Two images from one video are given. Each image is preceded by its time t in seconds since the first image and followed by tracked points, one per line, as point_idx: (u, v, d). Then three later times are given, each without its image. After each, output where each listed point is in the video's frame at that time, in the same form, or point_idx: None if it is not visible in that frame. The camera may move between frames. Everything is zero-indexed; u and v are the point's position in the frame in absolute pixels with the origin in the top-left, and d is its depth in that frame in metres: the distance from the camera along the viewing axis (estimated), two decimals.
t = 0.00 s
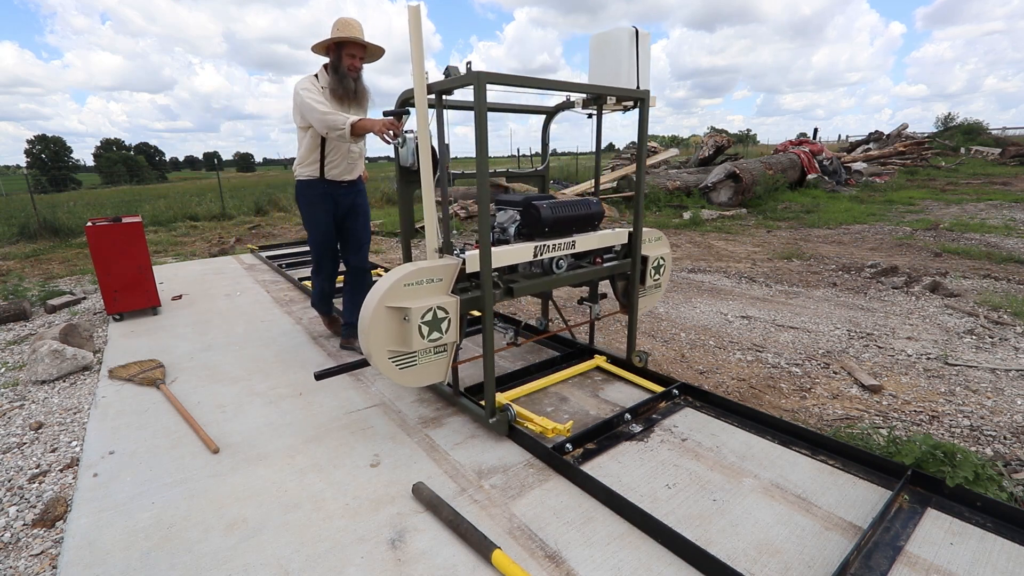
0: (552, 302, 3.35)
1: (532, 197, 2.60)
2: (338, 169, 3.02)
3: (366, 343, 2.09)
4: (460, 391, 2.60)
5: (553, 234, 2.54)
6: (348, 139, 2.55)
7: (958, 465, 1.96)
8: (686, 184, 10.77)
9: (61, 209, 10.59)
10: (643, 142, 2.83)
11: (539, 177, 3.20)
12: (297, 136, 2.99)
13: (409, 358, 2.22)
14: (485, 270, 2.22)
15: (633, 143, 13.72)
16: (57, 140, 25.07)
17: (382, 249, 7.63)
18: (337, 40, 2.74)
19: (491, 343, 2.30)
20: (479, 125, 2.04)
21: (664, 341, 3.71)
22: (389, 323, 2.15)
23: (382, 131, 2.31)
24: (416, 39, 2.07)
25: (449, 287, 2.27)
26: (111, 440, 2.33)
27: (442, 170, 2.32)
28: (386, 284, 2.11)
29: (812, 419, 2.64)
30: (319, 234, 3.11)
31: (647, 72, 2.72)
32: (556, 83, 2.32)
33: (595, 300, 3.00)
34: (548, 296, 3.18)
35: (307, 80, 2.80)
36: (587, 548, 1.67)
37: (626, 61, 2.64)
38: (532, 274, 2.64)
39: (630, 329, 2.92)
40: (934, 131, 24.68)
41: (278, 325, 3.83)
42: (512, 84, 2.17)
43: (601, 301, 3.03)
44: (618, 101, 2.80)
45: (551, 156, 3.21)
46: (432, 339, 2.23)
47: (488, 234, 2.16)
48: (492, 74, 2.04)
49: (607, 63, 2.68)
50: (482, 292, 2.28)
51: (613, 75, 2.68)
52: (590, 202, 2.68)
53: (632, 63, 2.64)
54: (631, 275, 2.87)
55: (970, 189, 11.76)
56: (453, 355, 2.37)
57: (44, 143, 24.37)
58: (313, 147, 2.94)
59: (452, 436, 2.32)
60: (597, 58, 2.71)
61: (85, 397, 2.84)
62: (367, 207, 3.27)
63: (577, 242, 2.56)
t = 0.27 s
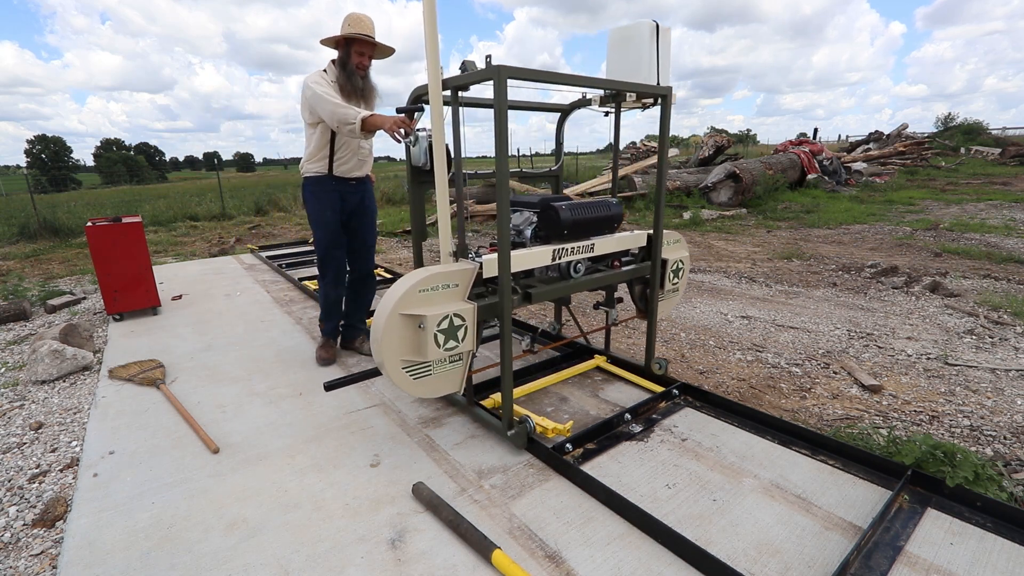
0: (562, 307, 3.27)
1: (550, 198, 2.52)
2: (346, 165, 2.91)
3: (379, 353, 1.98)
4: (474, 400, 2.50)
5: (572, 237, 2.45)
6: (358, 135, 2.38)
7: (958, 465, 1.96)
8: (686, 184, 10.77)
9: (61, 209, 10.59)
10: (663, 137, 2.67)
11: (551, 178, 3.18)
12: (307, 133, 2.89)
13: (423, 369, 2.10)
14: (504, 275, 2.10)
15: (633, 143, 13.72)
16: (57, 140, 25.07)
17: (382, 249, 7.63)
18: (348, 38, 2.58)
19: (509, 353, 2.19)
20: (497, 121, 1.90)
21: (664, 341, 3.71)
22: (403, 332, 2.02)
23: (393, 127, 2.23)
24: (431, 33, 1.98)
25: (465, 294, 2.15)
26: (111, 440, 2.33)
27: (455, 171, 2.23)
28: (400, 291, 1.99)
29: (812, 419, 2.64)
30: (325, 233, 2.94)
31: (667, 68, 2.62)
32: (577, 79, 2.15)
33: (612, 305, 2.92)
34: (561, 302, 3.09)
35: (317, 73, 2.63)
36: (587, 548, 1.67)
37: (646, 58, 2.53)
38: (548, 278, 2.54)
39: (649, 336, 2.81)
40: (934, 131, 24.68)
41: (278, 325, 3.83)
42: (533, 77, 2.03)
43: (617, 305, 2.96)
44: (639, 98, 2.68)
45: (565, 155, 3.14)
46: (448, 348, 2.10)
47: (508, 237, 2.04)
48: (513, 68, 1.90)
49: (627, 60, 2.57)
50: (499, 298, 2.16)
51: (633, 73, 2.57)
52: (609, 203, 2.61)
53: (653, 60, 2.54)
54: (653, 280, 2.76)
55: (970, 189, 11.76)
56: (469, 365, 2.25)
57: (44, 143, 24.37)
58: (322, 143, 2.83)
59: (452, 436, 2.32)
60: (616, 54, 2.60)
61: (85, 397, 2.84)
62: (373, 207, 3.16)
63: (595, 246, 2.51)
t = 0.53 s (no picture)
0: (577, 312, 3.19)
1: (569, 200, 2.39)
2: (354, 165, 2.78)
3: (393, 362, 1.90)
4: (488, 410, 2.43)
5: (592, 240, 2.32)
6: (369, 131, 2.27)
7: (958, 465, 1.96)
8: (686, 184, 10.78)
9: (60, 209, 10.59)
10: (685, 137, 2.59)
11: (564, 178, 3.15)
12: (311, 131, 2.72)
13: (438, 378, 2.02)
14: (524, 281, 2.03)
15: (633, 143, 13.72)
16: (57, 140, 25.06)
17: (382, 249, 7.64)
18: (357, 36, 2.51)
19: (529, 361, 2.11)
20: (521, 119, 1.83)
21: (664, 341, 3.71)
22: (418, 340, 1.94)
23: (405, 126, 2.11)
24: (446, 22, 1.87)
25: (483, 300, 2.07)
26: (111, 440, 2.33)
27: (471, 172, 2.14)
28: (416, 297, 1.91)
29: (812, 419, 2.64)
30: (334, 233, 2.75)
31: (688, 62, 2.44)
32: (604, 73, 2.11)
33: (629, 310, 2.87)
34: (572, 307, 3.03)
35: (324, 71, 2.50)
36: (587, 548, 1.67)
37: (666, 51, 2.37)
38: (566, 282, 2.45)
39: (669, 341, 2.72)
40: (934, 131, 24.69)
41: (278, 325, 3.83)
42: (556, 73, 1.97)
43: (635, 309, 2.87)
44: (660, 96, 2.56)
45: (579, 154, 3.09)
46: (465, 357, 2.02)
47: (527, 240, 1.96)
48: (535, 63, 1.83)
49: (645, 54, 2.42)
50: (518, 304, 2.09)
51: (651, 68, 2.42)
52: (630, 203, 2.48)
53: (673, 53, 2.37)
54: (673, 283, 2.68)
55: (970, 189, 11.76)
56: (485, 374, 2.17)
57: (44, 143, 24.37)
58: (329, 141, 2.67)
59: (452, 436, 2.32)
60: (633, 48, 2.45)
61: (85, 397, 2.84)
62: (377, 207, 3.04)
63: (613, 249, 2.43)
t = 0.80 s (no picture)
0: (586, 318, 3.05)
1: (584, 201, 2.36)
2: (361, 168, 2.67)
3: (406, 372, 1.80)
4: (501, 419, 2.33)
5: (611, 242, 2.25)
6: (374, 134, 2.24)
7: (958, 465, 1.96)
8: (686, 184, 10.78)
9: (60, 209, 10.59)
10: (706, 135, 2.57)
11: (579, 178, 3.04)
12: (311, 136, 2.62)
13: (452, 388, 1.92)
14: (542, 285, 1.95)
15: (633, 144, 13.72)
16: (57, 140, 25.06)
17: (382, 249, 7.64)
18: (356, 28, 2.48)
19: (546, 370, 2.02)
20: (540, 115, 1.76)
21: (664, 341, 3.71)
22: (432, 349, 1.85)
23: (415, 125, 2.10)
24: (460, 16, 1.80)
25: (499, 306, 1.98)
26: (111, 440, 2.33)
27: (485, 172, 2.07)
28: (430, 304, 1.81)
29: (812, 419, 2.64)
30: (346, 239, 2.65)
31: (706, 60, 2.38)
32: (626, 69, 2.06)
33: (644, 314, 2.78)
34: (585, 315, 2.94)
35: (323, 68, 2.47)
36: (587, 548, 1.67)
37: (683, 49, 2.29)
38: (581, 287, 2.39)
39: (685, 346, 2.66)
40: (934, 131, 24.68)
41: (278, 325, 3.83)
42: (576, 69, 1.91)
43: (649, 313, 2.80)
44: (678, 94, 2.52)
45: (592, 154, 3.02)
46: (480, 366, 1.93)
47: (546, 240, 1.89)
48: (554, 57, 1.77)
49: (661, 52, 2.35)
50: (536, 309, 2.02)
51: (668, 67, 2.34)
52: (647, 205, 2.42)
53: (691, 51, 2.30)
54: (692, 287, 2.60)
55: (970, 189, 11.76)
56: (500, 384, 2.08)
57: (44, 143, 24.37)
58: (334, 145, 2.57)
59: (452, 436, 2.32)
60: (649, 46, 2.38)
61: (85, 397, 2.84)
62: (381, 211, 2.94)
63: (631, 252, 2.33)
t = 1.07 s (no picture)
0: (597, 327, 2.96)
1: (599, 200, 2.28)
2: (363, 167, 2.66)
3: (420, 380, 1.73)
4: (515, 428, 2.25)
5: (629, 245, 2.25)
6: (375, 134, 2.24)
7: (958, 465, 1.95)
8: (686, 184, 10.79)
9: (60, 209, 10.59)
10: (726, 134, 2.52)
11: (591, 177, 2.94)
12: (309, 133, 2.60)
13: (468, 398, 1.85)
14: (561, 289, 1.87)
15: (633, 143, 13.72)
16: (57, 140, 25.07)
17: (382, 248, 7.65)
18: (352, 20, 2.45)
19: (564, 378, 1.95)
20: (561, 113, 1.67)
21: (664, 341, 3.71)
22: (446, 357, 1.78)
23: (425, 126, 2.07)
24: (476, 12, 1.73)
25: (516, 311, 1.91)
26: (111, 440, 2.33)
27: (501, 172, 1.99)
28: (444, 310, 1.74)
29: (812, 419, 2.64)
30: (350, 242, 2.64)
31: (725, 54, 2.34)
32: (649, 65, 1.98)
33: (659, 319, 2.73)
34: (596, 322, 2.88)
35: (319, 61, 2.46)
36: (587, 548, 1.67)
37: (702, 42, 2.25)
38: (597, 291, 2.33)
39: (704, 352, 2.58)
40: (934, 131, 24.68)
41: (278, 325, 3.83)
42: (599, 65, 1.83)
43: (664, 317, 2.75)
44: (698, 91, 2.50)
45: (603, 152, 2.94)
46: (497, 375, 1.85)
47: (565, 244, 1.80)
48: (577, 52, 1.68)
49: (679, 46, 2.30)
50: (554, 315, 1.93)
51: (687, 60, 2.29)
52: (666, 208, 2.42)
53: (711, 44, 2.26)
54: (711, 290, 2.56)
55: (970, 189, 11.76)
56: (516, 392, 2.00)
57: (44, 143, 24.38)
58: (334, 143, 2.55)
59: (452, 436, 2.32)
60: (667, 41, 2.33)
61: (85, 397, 2.84)
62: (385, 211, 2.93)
63: (649, 254, 2.29)
